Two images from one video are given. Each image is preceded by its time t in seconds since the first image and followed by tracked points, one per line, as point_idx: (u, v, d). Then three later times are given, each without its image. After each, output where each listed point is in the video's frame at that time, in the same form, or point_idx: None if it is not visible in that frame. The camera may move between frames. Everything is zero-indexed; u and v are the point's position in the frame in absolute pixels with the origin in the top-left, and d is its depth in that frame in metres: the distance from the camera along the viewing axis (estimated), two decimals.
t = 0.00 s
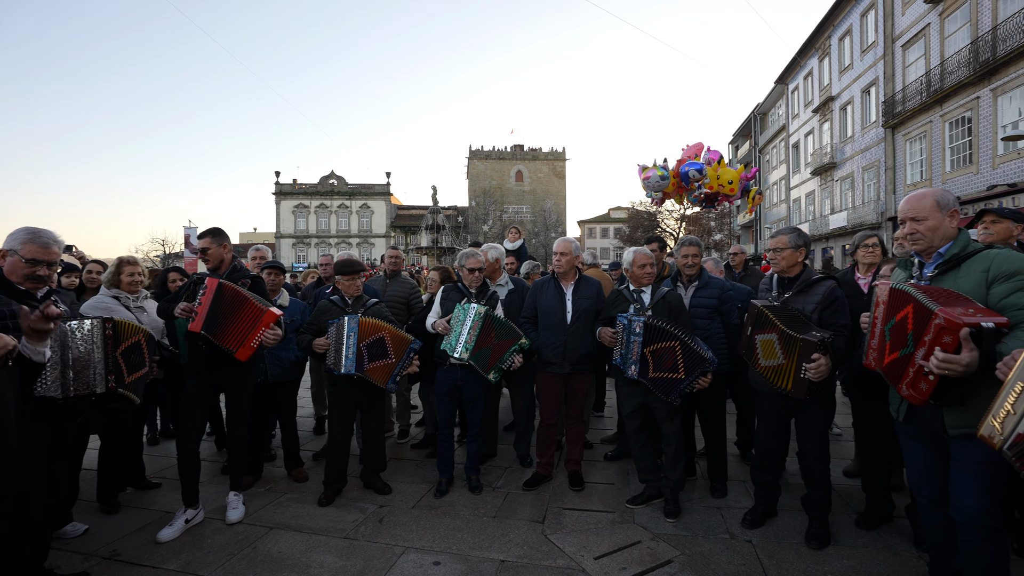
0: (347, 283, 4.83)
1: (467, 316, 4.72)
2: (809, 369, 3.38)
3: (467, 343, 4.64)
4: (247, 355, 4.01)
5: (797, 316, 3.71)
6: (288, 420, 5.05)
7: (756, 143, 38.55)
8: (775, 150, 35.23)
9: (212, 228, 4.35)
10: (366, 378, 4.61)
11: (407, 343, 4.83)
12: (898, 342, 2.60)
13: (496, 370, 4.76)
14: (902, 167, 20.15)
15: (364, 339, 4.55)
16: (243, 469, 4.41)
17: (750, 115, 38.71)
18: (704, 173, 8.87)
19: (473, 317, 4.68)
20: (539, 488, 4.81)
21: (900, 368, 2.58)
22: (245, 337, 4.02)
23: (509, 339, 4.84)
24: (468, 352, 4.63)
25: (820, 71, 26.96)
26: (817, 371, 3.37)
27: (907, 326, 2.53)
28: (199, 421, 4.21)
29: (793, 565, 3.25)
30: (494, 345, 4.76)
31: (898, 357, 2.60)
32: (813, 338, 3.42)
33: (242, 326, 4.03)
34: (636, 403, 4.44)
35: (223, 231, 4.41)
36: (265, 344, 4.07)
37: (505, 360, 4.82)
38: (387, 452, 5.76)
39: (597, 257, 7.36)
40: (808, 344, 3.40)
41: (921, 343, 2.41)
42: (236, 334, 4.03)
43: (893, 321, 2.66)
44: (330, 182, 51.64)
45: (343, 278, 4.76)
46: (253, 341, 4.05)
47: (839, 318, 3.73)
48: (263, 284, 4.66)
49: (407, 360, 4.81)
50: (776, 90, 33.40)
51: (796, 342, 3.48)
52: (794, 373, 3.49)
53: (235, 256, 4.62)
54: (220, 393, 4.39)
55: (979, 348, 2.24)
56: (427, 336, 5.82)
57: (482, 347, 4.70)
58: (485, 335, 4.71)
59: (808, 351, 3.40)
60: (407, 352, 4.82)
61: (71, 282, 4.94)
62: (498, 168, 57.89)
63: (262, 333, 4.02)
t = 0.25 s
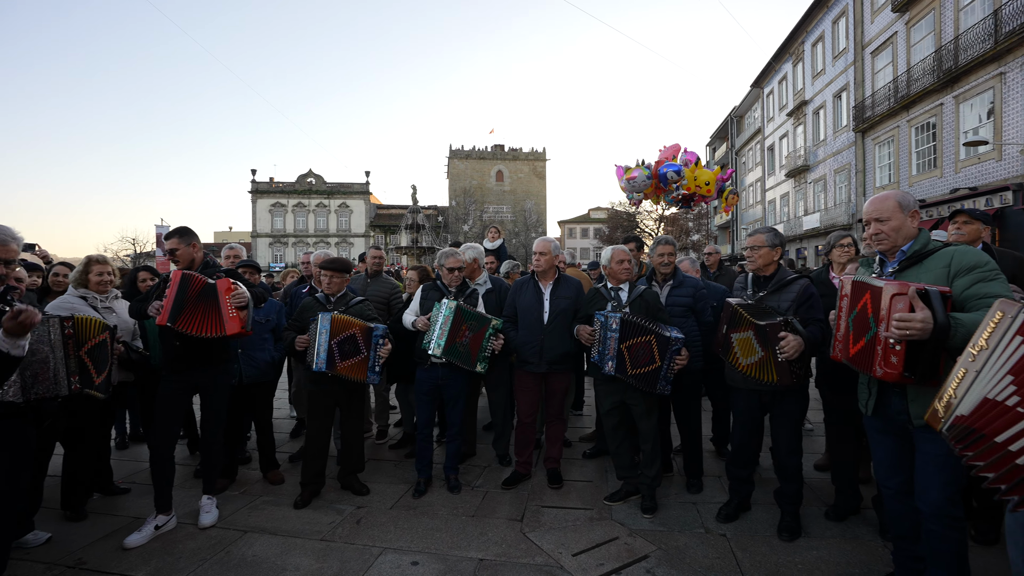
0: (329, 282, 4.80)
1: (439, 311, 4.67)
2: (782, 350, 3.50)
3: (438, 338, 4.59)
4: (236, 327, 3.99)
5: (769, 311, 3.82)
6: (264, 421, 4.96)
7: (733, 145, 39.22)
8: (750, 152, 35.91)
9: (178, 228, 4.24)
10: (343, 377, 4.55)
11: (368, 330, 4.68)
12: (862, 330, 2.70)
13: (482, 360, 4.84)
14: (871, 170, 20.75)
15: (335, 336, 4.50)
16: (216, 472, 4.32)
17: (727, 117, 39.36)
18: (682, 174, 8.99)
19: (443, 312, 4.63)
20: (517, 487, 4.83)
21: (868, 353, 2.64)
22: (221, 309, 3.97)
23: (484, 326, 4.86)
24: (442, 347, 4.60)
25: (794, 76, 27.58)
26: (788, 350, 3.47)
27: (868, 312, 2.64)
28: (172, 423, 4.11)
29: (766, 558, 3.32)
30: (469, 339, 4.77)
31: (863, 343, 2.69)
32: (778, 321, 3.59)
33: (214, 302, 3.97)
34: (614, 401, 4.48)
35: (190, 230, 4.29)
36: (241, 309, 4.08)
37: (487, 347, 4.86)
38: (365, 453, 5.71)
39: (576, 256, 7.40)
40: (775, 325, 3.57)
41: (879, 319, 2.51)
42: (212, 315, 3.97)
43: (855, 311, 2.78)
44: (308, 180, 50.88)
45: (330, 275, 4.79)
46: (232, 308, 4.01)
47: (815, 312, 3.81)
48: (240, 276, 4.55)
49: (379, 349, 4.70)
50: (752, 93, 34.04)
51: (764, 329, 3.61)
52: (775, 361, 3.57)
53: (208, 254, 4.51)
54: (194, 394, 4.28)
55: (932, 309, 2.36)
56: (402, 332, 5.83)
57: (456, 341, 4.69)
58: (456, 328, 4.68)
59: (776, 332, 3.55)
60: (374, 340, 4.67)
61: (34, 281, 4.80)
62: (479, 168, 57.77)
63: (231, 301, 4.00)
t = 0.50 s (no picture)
0: (305, 282, 4.71)
1: (410, 313, 4.72)
2: (753, 340, 3.59)
3: (413, 338, 4.62)
4: (197, 320, 3.82)
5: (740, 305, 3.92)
6: (236, 424, 4.86)
7: (709, 148, 39.91)
8: (726, 155, 36.59)
9: (144, 226, 4.12)
10: (313, 375, 4.47)
11: (326, 324, 4.48)
12: (829, 327, 2.77)
13: (460, 353, 4.82)
14: (840, 174, 21.35)
15: (303, 334, 4.45)
16: (185, 476, 4.21)
17: (703, 120, 40.03)
18: (660, 175, 9.11)
19: (415, 312, 4.68)
20: (495, 486, 4.83)
21: (835, 349, 2.71)
22: (178, 304, 3.83)
23: (450, 319, 4.83)
24: (416, 349, 4.61)
25: (767, 80, 28.18)
26: (760, 339, 3.57)
27: (834, 309, 2.72)
28: (138, 426, 3.98)
29: (737, 551, 3.39)
30: (441, 336, 4.75)
31: (830, 339, 2.76)
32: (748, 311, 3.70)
33: (171, 296, 3.85)
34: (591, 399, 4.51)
35: (157, 228, 4.17)
36: (202, 302, 3.91)
37: (461, 338, 4.84)
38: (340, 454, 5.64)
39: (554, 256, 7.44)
40: (745, 316, 3.68)
41: (844, 315, 2.60)
42: (172, 311, 3.82)
43: (822, 309, 2.85)
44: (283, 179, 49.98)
45: (309, 276, 4.69)
46: (189, 302, 3.84)
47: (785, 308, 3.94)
48: (212, 272, 4.40)
49: (341, 339, 4.50)
50: (728, 97, 34.70)
51: (735, 322, 3.71)
52: (747, 352, 3.66)
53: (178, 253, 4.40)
54: (163, 396, 4.16)
55: (893, 302, 2.47)
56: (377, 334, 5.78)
57: (430, 339, 4.69)
58: (430, 327, 4.70)
59: (748, 322, 3.66)
60: (335, 333, 4.48)
61: None
62: (458, 168, 57.57)
63: (188, 294, 3.84)
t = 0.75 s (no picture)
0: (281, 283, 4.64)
1: (382, 313, 4.72)
2: (722, 338, 3.67)
3: (386, 338, 4.64)
4: (150, 316, 3.66)
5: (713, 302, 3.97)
6: (209, 426, 4.75)
7: (688, 149, 40.44)
8: (705, 157, 37.13)
9: (108, 223, 3.99)
10: (285, 374, 4.40)
11: (299, 321, 4.40)
12: (801, 323, 2.83)
13: (429, 351, 4.71)
14: (814, 176, 21.83)
15: (278, 333, 4.38)
16: (156, 480, 4.09)
17: (682, 122, 40.54)
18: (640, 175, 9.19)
19: (387, 312, 4.67)
20: (474, 485, 4.81)
21: (806, 344, 2.77)
22: (133, 300, 3.68)
23: (420, 316, 4.73)
24: (389, 349, 4.62)
25: (745, 84, 28.66)
26: (729, 337, 3.65)
27: (806, 306, 2.78)
28: (108, 429, 3.87)
29: (713, 545, 3.44)
30: (411, 335, 4.70)
31: (802, 335, 2.82)
32: (720, 310, 3.74)
33: (126, 292, 3.70)
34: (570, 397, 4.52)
35: (123, 224, 4.05)
36: (157, 298, 3.75)
37: (430, 335, 4.74)
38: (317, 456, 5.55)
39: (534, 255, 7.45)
40: (716, 314, 3.74)
41: (815, 311, 2.66)
42: (127, 309, 3.68)
43: (796, 306, 2.91)
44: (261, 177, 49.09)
45: (286, 276, 4.59)
46: (143, 299, 3.68)
47: (755, 307, 4.00)
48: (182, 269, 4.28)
49: (313, 338, 4.42)
50: (707, 100, 35.20)
51: (706, 319, 3.74)
52: (715, 351, 3.70)
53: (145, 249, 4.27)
54: (134, 398, 4.05)
55: (863, 301, 2.54)
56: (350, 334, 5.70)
57: (402, 339, 4.66)
58: (400, 326, 4.67)
59: (719, 320, 3.72)
60: (307, 332, 4.40)
61: None
62: (440, 167, 57.28)
63: (142, 291, 3.68)
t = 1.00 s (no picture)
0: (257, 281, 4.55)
1: (354, 313, 4.66)
2: (690, 336, 3.68)
3: (358, 338, 4.58)
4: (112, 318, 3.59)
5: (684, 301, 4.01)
6: (182, 428, 4.64)
7: (670, 151, 40.89)
8: (686, 159, 37.58)
9: (71, 220, 3.84)
10: (262, 375, 4.32)
11: (279, 321, 4.34)
12: (776, 319, 2.87)
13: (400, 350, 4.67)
14: (792, 178, 22.24)
15: (256, 332, 4.30)
16: (126, 484, 3.98)
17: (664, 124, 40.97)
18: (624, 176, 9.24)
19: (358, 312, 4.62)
20: (454, 484, 4.79)
21: (779, 339, 2.82)
22: (94, 300, 3.60)
23: (391, 314, 4.70)
24: (363, 348, 4.57)
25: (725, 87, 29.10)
26: (696, 335, 3.66)
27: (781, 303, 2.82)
28: (74, 433, 3.75)
29: (690, 541, 3.47)
30: (383, 333, 4.66)
31: (776, 331, 2.86)
32: (688, 309, 3.76)
33: (88, 292, 3.61)
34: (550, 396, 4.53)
35: (89, 220, 3.91)
36: (121, 299, 3.68)
37: (401, 333, 4.70)
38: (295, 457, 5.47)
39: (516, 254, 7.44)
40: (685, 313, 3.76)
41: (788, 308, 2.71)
42: (88, 310, 3.59)
43: (771, 303, 2.95)
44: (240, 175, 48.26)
45: (262, 274, 4.51)
46: (105, 299, 3.61)
47: (726, 305, 4.02)
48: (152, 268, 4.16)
49: (291, 338, 4.35)
50: (689, 102, 35.64)
51: (675, 317, 3.77)
52: (683, 348, 3.73)
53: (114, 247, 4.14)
54: (102, 401, 3.93)
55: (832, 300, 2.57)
56: (326, 335, 5.53)
57: (375, 337, 4.62)
58: (372, 324, 4.63)
59: (687, 319, 3.73)
60: (286, 333, 4.34)
61: None
62: (423, 167, 56.98)
63: (105, 292, 3.60)
